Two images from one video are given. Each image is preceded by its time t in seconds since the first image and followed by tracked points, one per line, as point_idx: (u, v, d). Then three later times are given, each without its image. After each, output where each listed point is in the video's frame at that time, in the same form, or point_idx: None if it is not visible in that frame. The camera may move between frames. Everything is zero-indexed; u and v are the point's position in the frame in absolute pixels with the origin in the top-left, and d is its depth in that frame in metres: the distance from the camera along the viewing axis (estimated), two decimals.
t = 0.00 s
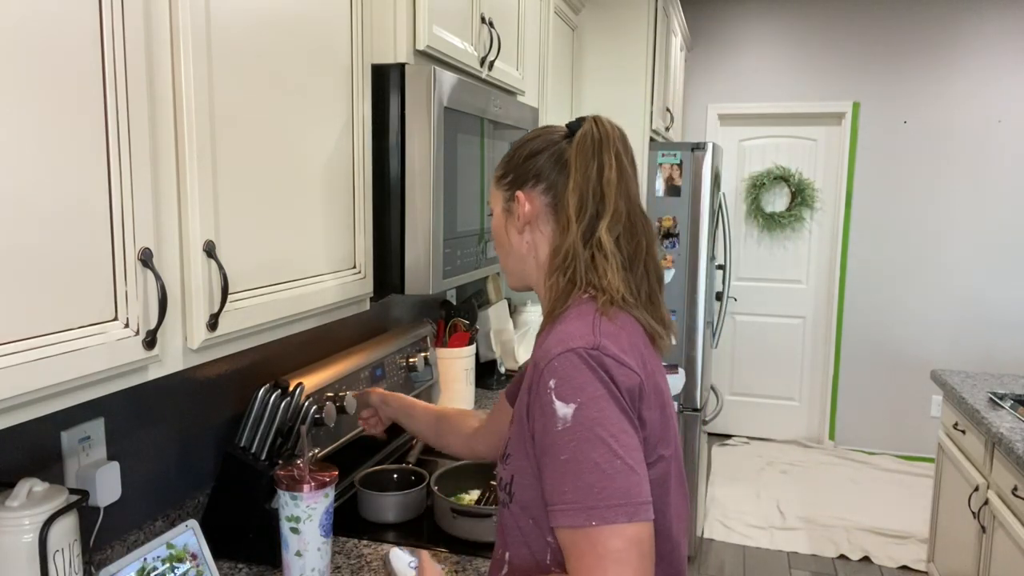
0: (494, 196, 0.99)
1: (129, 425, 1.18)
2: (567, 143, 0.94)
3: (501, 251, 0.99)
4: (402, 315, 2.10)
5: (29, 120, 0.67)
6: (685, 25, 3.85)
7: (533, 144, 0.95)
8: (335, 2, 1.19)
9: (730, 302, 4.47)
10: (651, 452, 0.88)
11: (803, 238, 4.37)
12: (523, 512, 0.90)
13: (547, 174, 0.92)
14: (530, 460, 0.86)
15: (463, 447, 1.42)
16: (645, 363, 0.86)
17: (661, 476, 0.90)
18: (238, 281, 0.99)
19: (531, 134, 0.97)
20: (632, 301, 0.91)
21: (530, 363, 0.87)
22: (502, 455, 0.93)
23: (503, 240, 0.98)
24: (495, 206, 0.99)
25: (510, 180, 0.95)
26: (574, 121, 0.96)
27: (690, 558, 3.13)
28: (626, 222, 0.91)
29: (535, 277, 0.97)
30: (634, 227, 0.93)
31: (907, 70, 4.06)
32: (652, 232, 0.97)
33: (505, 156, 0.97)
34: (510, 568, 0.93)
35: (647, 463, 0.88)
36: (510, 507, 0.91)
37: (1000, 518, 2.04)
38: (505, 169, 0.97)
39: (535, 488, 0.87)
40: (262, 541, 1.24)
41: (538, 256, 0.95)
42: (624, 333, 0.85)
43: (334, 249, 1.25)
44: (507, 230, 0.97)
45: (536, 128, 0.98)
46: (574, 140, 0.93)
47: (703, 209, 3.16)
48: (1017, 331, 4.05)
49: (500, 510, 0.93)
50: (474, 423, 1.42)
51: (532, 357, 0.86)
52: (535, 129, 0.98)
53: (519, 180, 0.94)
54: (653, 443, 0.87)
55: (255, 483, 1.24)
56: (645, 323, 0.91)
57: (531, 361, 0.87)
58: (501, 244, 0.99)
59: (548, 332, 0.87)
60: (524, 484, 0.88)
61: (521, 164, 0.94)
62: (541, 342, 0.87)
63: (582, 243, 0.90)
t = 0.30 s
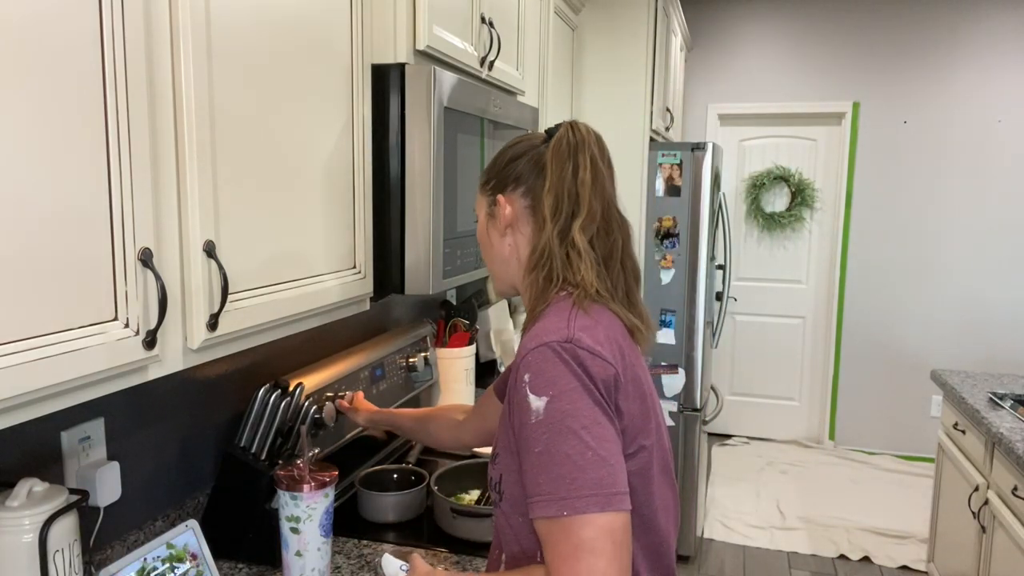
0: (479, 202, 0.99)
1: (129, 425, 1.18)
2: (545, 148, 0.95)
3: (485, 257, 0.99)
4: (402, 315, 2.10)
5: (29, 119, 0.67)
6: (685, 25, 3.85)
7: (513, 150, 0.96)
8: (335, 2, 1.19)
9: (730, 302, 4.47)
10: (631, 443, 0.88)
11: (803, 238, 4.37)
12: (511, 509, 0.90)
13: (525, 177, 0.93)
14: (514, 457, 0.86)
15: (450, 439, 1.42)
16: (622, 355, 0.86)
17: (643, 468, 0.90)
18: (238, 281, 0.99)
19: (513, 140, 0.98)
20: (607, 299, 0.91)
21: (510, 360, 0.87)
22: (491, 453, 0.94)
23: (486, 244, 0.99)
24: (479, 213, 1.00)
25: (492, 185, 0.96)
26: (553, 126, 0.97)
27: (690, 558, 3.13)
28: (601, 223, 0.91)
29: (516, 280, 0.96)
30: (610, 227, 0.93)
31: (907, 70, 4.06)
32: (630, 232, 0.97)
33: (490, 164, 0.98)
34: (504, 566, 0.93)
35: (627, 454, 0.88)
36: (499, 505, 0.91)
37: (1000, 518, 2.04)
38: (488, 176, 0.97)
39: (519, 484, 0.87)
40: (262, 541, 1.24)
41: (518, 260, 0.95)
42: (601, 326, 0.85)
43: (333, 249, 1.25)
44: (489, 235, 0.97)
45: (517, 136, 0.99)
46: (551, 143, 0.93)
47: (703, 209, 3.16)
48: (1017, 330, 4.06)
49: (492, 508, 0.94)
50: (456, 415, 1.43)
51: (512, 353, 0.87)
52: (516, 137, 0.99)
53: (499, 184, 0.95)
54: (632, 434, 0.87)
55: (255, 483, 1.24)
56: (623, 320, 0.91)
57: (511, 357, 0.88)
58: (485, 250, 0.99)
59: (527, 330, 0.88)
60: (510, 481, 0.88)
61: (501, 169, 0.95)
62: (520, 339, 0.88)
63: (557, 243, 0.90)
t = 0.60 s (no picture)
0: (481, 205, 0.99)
1: (128, 425, 1.18)
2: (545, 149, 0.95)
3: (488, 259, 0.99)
4: (402, 315, 2.10)
5: (29, 120, 0.67)
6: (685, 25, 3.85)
7: (513, 151, 0.96)
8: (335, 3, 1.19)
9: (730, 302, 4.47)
10: (633, 444, 0.88)
11: (803, 238, 4.37)
12: (513, 509, 0.90)
13: (526, 178, 0.93)
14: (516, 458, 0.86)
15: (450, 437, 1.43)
16: (624, 356, 0.86)
17: (645, 468, 0.90)
18: (238, 281, 0.99)
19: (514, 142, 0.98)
20: (609, 297, 0.90)
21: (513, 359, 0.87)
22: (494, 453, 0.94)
23: (487, 246, 0.99)
24: (481, 215, 1.00)
25: (494, 187, 0.96)
26: (552, 127, 0.97)
27: (690, 558, 3.13)
28: (601, 220, 0.92)
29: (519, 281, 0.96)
30: (610, 225, 0.93)
31: (907, 70, 4.06)
32: (630, 231, 0.97)
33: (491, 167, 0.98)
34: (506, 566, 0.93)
35: (629, 455, 0.88)
36: (501, 504, 0.91)
37: (1000, 518, 2.04)
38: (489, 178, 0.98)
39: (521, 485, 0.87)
40: (262, 541, 1.24)
41: (519, 261, 0.95)
42: (603, 325, 0.85)
43: (333, 249, 1.25)
44: (490, 236, 0.97)
45: (518, 138, 1.00)
46: (550, 143, 0.94)
47: (703, 209, 3.16)
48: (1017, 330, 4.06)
49: (495, 507, 0.94)
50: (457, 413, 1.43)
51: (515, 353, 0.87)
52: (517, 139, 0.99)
53: (500, 185, 0.95)
54: (634, 435, 0.87)
55: (255, 483, 1.24)
56: (626, 318, 0.91)
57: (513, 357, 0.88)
58: (486, 252, 0.99)
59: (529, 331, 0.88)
60: (512, 481, 0.88)
61: (502, 171, 0.95)
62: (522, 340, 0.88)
63: (557, 242, 0.90)
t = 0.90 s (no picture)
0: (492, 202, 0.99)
1: (128, 425, 1.18)
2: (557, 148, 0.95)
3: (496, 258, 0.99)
4: (402, 315, 2.10)
5: (29, 121, 0.67)
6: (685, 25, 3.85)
7: (525, 150, 0.96)
8: (335, 3, 1.19)
9: (729, 302, 4.47)
10: (641, 445, 0.88)
11: (803, 238, 4.37)
12: (519, 508, 0.90)
13: (538, 177, 0.93)
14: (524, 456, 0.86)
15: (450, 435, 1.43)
16: (635, 357, 0.86)
17: (652, 469, 0.90)
18: (238, 281, 0.99)
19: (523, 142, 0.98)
20: (620, 299, 0.91)
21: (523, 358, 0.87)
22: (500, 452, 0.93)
23: (497, 245, 0.98)
24: (491, 214, 1.00)
25: (505, 185, 0.96)
26: (565, 128, 0.97)
27: (690, 558, 3.13)
28: (613, 223, 0.92)
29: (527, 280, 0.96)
30: (622, 227, 0.93)
31: (907, 70, 4.06)
32: (642, 233, 0.97)
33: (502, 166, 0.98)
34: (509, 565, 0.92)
35: (637, 456, 0.88)
36: (507, 503, 0.91)
37: (1000, 518, 2.04)
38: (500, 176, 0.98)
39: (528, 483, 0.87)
40: (262, 541, 1.24)
41: (530, 260, 0.95)
42: (614, 326, 0.85)
43: (333, 249, 1.25)
44: (501, 235, 0.97)
45: (530, 137, 1.00)
46: (564, 143, 0.94)
47: (703, 209, 3.16)
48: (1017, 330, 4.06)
49: (499, 507, 0.94)
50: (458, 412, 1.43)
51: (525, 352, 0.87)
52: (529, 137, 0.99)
53: (512, 184, 0.95)
54: (643, 436, 0.87)
55: (254, 483, 1.24)
56: (636, 321, 0.91)
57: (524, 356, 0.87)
58: (495, 250, 0.99)
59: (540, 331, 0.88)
60: (519, 481, 0.88)
61: (514, 170, 0.95)
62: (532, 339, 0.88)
63: (570, 243, 0.90)
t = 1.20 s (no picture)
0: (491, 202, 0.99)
1: (128, 425, 1.18)
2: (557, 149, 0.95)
3: (496, 258, 0.99)
4: (402, 315, 2.10)
5: (29, 121, 0.67)
6: (685, 25, 3.85)
7: (525, 151, 0.96)
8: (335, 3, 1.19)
9: (729, 302, 4.47)
10: (646, 441, 0.88)
11: (803, 238, 4.37)
12: (524, 507, 0.89)
13: (539, 177, 0.93)
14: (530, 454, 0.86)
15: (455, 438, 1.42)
16: (639, 353, 0.86)
17: (657, 465, 0.90)
18: (238, 281, 0.99)
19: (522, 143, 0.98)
20: (623, 297, 0.91)
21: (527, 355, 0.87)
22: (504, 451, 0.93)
23: (497, 246, 0.98)
24: (491, 215, 0.99)
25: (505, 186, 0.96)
26: (566, 129, 0.97)
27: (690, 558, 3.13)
28: (615, 222, 0.92)
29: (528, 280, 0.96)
30: (623, 227, 0.94)
31: (907, 69, 4.06)
32: (642, 233, 0.97)
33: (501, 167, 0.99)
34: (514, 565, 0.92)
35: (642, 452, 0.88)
36: (511, 502, 0.91)
37: (1000, 518, 2.04)
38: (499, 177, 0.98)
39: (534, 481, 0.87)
40: (262, 541, 1.24)
41: (531, 260, 0.95)
42: (618, 323, 0.85)
43: (333, 249, 1.25)
44: (501, 235, 0.97)
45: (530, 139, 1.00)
46: (564, 144, 0.94)
47: (703, 209, 3.16)
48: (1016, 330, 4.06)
49: (503, 506, 0.93)
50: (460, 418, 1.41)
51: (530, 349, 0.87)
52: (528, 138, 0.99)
53: (512, 185, 0.95)
54: (648, 432, 0.87)
55: (254, 483, 1.24)
56: (639, 319, 0.91)
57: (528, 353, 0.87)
58: (496, 250, 0.99)
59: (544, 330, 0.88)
60: (524, 479, 0.88)
61: (514, 170, 0.95)
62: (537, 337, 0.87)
63: (572, 241, 0.90)
